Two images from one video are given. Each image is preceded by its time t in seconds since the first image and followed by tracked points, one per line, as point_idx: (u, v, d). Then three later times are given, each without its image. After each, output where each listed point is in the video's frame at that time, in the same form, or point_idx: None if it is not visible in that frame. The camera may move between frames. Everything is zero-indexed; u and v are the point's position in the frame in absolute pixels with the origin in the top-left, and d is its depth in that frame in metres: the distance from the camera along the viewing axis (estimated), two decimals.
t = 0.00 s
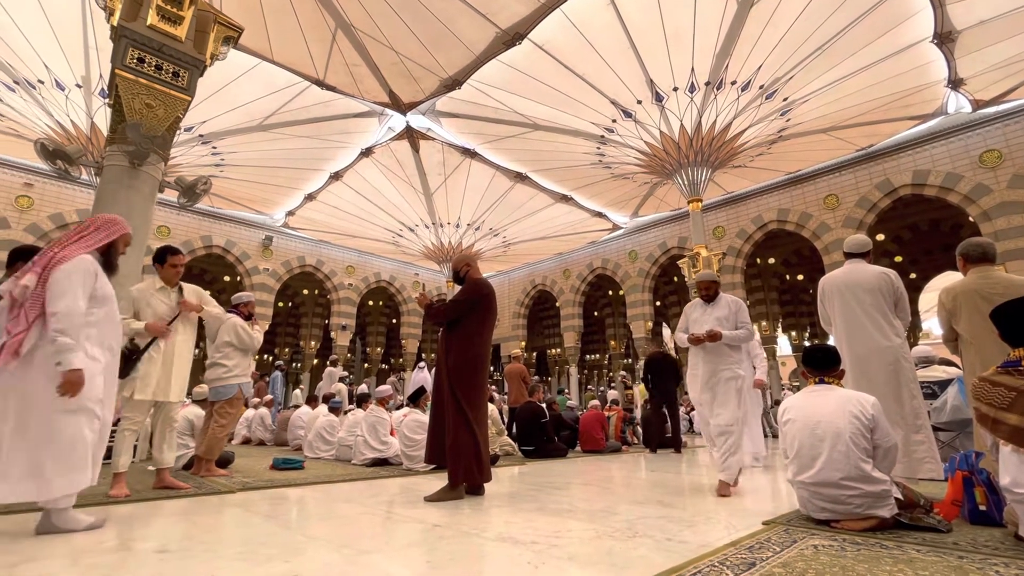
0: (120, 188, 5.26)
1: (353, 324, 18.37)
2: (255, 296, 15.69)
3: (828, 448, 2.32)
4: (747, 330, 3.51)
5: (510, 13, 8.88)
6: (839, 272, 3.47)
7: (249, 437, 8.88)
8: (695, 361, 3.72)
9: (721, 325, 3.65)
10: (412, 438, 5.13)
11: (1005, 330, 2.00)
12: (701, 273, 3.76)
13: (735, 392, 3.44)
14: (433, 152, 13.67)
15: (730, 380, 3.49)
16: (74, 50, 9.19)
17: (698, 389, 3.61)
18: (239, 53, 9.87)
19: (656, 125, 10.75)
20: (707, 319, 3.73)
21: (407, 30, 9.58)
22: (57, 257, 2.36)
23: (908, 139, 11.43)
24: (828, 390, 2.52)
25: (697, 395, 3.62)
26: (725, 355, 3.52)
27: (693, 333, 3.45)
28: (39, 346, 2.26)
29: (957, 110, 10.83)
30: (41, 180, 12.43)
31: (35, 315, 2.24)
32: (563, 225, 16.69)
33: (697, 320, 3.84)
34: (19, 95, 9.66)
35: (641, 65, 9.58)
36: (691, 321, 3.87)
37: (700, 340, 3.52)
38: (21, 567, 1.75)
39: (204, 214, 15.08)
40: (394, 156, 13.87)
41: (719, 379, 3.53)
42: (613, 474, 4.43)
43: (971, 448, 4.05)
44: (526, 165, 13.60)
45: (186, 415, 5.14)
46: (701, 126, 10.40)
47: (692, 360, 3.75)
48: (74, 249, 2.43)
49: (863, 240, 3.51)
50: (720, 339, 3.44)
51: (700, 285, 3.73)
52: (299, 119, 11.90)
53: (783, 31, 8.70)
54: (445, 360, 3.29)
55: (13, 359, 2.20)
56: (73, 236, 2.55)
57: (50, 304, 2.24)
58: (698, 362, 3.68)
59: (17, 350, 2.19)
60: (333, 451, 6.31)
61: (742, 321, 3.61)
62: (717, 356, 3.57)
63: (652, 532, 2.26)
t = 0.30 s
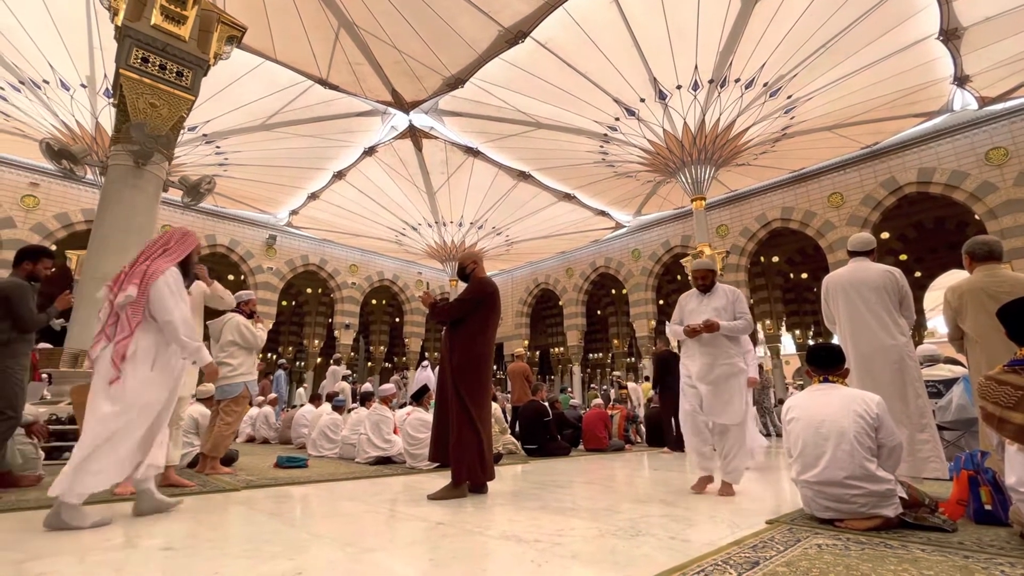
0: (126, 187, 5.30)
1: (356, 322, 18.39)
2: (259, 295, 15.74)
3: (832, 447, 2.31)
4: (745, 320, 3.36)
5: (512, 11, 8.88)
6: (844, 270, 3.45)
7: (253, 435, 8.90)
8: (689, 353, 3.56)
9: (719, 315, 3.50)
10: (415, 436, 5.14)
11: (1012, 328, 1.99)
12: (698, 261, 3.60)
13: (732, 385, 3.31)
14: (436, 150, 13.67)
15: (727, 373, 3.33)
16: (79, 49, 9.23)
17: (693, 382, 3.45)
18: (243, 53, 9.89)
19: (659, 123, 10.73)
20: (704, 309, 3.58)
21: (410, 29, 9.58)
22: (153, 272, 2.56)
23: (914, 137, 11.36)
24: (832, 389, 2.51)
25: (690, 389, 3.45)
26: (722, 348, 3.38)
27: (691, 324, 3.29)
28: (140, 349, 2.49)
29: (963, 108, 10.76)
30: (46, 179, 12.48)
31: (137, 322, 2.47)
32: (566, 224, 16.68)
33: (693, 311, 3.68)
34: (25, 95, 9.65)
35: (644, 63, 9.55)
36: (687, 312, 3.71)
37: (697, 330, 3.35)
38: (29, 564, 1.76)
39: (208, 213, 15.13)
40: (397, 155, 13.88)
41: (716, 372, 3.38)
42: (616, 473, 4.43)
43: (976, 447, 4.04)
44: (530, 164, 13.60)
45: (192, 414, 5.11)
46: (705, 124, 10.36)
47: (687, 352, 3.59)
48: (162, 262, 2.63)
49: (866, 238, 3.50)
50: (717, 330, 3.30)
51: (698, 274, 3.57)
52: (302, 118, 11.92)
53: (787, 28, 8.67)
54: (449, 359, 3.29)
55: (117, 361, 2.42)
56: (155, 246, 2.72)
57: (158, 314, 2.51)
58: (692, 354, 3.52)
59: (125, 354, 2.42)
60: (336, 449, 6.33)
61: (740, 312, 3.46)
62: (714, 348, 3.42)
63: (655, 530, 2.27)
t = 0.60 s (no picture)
0: (129, 187, 5.33)
1: (360, 321, 18.42)
2: (262, 294, 15.78)
3: (835, 446, 2.31)
4: (741, 317, 3.26)
5: (515, 10, 8.87)
6: (849, 269, 3.43)
7: (257, 433, 8.92)
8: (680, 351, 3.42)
9: (713, 313, 3.39)
10: (418, 434, 5.15)
11: (1017, 327, 1.96)
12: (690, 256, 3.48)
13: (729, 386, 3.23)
14: (439, 149, 13.68)
15: (725, 373, 3.22)
16: (82, 49, 9.26)
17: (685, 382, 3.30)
18: (246, 53, 9.91)
19: (662, 122, 10.71)
20: (697, 306, 3.46)
21: (412, 27, 9.57)
22: (219, 282, 2.84)
23: (919, 135, 11.30)
24: (836, 388, 2.50)
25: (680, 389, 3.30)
26: (717, 347, 3.28)
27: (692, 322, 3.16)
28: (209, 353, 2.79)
29: (969, 105, 10.69)
30: (50, 179, 12.54)
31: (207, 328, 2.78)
32: (569, 223, 16.67)
33: (683, 308, 3.55)
34: (30, 95, 9.70)
35: (647, 61, 9.52)
36: (677, 310, 3.58)
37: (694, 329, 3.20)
38: (32, 562, 1.77)
39: (212, 212, 15.18)
40: (399, 154, 13.89)
41: (713, 373, 3.26)
42: (619, 471, 4.42)
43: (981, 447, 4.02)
44: (532, 163, 13.59)
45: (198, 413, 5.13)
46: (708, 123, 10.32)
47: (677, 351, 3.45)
48: (228, 273, 2.91)
49: (870, 236, 3.48)
50: (716, 328, 3.19)
51: (689, 268, 3.46)
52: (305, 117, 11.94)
53: (790, 27, 8.64)
54: (453, 358, 3.29)
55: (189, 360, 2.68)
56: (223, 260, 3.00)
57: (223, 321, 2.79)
58: (686, 354, 3.37)
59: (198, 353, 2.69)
60: (340, 447, 6.35)
61: (734, 309, 3.38)
62: (711, 347, 3.30)
63: (657, 529, 2.27)
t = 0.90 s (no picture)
0: (133, 186, 5.33)
1: (362, 320, 18.44)
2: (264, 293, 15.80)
3: (838, 445, 2.31)
4: (735, 308, 3.20)
5: (517, 8, 8.86)
6: (852, 268, 3.43)
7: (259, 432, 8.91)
8: (671, 343, 3.34)
9: (706, 303, 3.32)
10: (420, 433, 5.16)
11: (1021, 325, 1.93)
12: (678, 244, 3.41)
13: (723, 377, 3.15)
14: (441, 148, 13.69)
15: (719, 364, 3.16)
16: (86, 48, 9.28)
17: (677, 375, 3.20)
18: (248, 52, 9.94)
19: (665, 120, 10.69)
20: (689, 296, 3.38)
21: (415, 26, 9.57)
22: (278, 293, 3.17)
23: (923, 133, 11.25)
24: (840, 387, 2.49)
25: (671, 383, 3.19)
26: (710, 338, 3.21)
27: (686, 313, 3.08)
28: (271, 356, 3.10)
29: (973, 104, 10.63)
30: (54, 177, 12.59)
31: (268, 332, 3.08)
32: (571, 222, 16.66)
33: (674, 298, 3.47)
34: (34, 94, 9.85)
35: (649, 59, 9.50)
36: (667, 301, 3.49)
37: (687, 320, 3.14)
38: (36, 559, 1.78)
39: (216, 211, 15.20)
40: (402, 153, 13.91)
41: (706, 364, 3.19)
42: (621, 470, 4.41)
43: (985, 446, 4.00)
44: (534, 162, 13.60)
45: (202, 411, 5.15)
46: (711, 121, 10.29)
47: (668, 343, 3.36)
48: (286, 285, 3.24)
49: (874, 235, 3.47)
50: (710, 319, 3.11)
51: (678, 256, 3.37)
52: (308, 116, 11.96)
53: (793, 25, 8.62)
54: (455, 356, 3.30)
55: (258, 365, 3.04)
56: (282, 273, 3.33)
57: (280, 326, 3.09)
58: (677, 346, 3.29)
59: (265, 359, 3.04)
60: (342, 445, 6.37)
61: (727, 300, 3.33)
62: (702, 338, 3.22)
63: (660, 528, 2.26)
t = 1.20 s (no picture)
0: (136, 186, 5.36)
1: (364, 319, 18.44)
2: (267, 292, 15.83)
3: (841, 445, 2.30)
4: (736, 306, 3.12)
5: (519, 7, 8.86)
6: (855, 267, 3.42)
7: (262, 430, 8.91)
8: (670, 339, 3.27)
9: (705, 298, 3.25)
10: (422, 432, 5.17)
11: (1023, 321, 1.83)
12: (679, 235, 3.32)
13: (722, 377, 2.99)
14: (443, 147, 13.70)
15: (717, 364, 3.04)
16: (89, 47, 9.31)
17: (676, 373, 3.14)
18: (251, 51, 9.95)
19: (667, 119, 10.67)
20: (689, 291, 3.31)
21: (417, 26, 9.58)
22: (337, 302, 3.41)
23: (926, 132, 11.21)
24: (843, 386, 2.48)
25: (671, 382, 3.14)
26: (709, 335, 3.10)
27: (683, 306, 3.00)
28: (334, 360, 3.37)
29: (977, 102, 10.58)
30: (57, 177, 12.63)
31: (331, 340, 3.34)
32: (573, 221, 16.65)
33: (673, 292, 3.42)
34: (37, 94, 9.85)
35: (652, 58, 9.49)
36: (667, 294, 3.43)
37: (688, 315, 3.01)
38: (41, 556, 1.79)
39: (218, 211, 15.21)
40: (404, 152, 13.93)
41: (705, 365, 3.07)
42: (623, 469, 4.41)
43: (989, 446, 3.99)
44: (536, 161, 13.60)
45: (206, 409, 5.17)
46: (713, 120, 10.27)
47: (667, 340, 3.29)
48: (343, 294, 3.46)
49: (877, 234, 3.47)
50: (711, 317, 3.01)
51: (680, 249, 3.28)
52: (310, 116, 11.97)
53: (796, 24, 8.61)
54: (457, 355, 3.30)
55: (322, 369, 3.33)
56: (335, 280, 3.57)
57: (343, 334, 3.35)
58: (676, 342, 3.19)
59: (329, 364, 3.32)
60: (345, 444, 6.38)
61: (728, 296, 3.25)
62: (702, 337, 3.10)
63: (661, 527, 2.27)
